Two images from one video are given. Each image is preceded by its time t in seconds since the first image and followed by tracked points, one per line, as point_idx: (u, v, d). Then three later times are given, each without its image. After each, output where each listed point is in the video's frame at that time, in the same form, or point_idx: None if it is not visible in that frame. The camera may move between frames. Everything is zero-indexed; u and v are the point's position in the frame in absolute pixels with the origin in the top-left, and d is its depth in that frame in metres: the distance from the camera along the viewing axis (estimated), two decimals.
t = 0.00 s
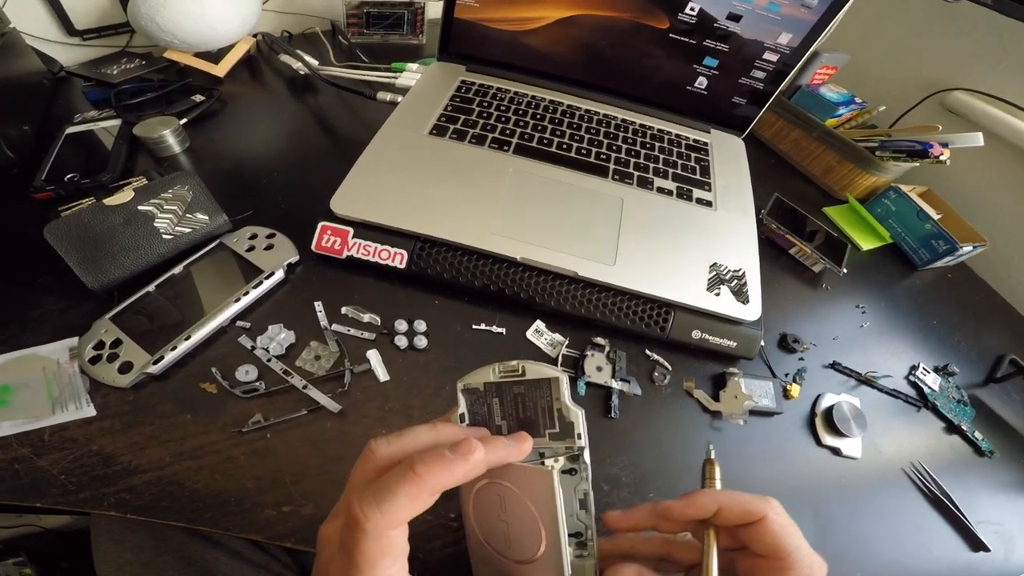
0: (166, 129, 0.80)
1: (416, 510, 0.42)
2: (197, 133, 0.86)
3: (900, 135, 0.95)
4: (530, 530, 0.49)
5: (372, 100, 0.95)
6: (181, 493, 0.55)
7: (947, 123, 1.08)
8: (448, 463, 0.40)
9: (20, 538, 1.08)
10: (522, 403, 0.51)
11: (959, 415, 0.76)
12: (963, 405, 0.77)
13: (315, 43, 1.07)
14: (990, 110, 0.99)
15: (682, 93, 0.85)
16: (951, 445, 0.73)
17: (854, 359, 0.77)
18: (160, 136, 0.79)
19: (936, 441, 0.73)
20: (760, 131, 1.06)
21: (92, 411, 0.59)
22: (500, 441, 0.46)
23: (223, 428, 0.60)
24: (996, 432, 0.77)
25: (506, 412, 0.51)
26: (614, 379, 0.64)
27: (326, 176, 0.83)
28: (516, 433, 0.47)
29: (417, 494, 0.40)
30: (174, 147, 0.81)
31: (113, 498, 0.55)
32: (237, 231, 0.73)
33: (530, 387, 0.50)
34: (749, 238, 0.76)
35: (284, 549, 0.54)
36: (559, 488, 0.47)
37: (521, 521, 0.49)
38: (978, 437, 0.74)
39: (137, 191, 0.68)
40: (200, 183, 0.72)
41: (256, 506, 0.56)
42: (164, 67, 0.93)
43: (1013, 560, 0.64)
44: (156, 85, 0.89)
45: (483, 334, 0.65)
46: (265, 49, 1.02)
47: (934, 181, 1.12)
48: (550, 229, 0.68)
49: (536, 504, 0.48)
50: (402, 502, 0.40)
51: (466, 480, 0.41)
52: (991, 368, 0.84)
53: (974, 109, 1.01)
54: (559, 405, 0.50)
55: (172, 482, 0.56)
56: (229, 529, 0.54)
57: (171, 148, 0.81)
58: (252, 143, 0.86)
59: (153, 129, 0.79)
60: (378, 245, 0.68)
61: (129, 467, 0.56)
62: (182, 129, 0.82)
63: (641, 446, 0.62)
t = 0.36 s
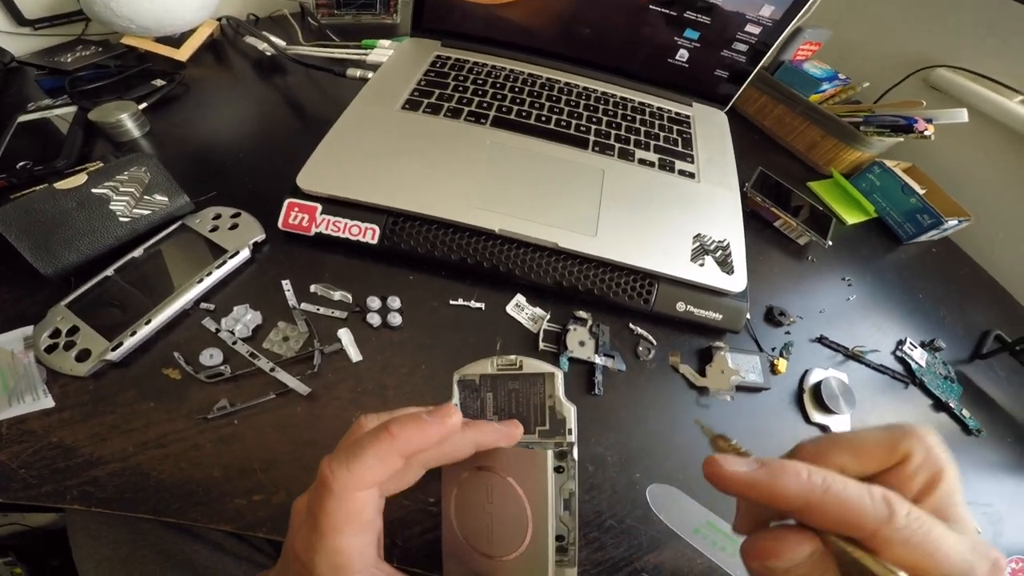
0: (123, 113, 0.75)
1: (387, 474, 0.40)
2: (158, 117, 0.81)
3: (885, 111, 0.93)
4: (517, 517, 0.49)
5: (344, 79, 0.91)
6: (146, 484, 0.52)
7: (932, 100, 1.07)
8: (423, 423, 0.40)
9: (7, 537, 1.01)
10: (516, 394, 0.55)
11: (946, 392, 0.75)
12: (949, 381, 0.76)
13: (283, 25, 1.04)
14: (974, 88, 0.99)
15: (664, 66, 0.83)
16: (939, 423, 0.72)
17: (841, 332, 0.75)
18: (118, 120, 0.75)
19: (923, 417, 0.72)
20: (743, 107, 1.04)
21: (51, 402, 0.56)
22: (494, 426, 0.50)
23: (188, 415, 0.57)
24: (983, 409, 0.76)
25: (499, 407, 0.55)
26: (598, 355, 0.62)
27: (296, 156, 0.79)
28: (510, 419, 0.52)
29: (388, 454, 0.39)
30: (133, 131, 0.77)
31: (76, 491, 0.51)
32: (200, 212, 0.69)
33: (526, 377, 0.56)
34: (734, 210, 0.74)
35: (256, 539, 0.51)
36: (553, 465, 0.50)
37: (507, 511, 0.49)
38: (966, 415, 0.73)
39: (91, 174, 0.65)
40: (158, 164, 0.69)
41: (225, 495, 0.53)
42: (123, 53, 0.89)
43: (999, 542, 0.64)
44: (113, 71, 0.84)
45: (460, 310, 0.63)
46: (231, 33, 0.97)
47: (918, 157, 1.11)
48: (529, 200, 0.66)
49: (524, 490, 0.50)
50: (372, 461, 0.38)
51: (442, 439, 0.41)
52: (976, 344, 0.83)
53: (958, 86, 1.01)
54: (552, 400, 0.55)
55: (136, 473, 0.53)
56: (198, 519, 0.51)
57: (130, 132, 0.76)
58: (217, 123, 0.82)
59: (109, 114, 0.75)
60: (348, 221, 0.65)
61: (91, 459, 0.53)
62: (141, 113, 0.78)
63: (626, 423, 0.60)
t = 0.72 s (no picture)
0: (56, 82, 0.69)
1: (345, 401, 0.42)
2: (97, 86, 0.74)
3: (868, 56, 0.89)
4: (491, 493, 0.48)
5: (297, 35, 0.86)
6: (94, 458, 0.48)
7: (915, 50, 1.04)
8: (384, 342, 0.43)
9: None
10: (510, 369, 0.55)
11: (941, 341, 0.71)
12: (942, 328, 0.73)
13: None
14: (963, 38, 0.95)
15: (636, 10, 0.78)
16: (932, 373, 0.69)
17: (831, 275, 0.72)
18: (49, 89, 0.69)
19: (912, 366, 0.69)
20: (719, 55, 0.98)
21: None
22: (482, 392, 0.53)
23: (134, 382, 0.52)
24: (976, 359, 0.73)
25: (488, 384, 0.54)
26: (574, 299, 0.59)
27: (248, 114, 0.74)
28: (500, 388, 0.54)
29: (343, 372, 0.41)
30: (69, 100, 0.71)
31: (23, 468, 0.47)
32: (142, 172, 0.64)
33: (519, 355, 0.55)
34: (713, 150, 0.71)
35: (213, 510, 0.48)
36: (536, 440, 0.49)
37: (482, 486, 0.48)
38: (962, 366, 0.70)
39: (16, 140, 0.60)
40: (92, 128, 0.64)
41: (177, 467, 0.49)
42: (56, 27, 0.80)
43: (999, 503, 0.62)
44: (45, 43, 0.77)
45: (427, 257, 0.60)
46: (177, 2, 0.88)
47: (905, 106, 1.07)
48: (496, 140, 0.63)
49: (504, 465, 0.49)
50: (325, 376, 0.40)
51: (402, 361, 0.43)
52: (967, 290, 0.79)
53: (946, 36, 0.97)
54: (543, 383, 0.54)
55: (84, 447, 0.49)
56: (151, 494, 0.47)
57: (64, 101, 0.71)
58: (162, 82, 0.76)
59: (41, 84, 0.69)
60: (298, 170, 0.61)
61: (34, 434, 0.49)
62: (77, 81, 0.72)
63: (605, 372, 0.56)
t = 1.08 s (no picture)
0: (8, 65, 0.66)
1: (307, 357, 0.41)
2: (54, 67, 0.71)
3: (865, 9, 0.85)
4: (480, 467, 0.45)
5: (266, 2, 0.82)
6: (73, 441, 0.47)
7: None
8: (351, 289, 0.40)
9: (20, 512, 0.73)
10: (507, 340, 0.54)
11: (955, 292, 0.68)
12: (957, 280, 0.70)
13: None
14: None
15: None
16: (947, 327, 0.67)
17: (837, 225, 0.70)
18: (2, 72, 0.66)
19: (925, 322, 0.66)
20: (713, 8, 0.93)
21: None
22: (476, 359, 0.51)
23: (108, 360, 0.51)
24: (993, 312, 0.69)
25: (484, 353, 0.53)
26: (567, 255, 0.58)
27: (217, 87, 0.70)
28: (497, 357, 0.52)
29: (304, 322, 0.40)
30: (25, 82, 0.68)
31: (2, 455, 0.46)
32: (104, 147, 0.62)
33: (518, 326, 0.54)
34: (707, 100, 0.68)
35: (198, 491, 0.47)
36: (529, 410, 0.45)
37: (469, 460, 0.45)
38: (978, 321, 0.67)
39: None
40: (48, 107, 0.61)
41: (157, 447, 0.48)
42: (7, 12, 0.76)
43: (1020, 471, 0.59)
44: None
45: (408, 216, 0.60)
46: None
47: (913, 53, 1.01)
48: (477, 95, 0.61)
49: (495, 437, 0.45)
50: (285, 328, 0.40)
51: (367, 311, 0.40)
52: (982, 241, 0.75)
53: None
54: (540, 353, 0.53)
55: (61, 429, 0.48)
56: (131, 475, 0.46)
57: (20, 83, 0.68)
58: (128, 58, 0.73)
59: None
60: (269, 135, 0.60)
61: (11, 419, 0.48)
62: (31, 63, 0.69)
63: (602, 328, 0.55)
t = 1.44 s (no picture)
0: (11, 49, 0.68)
1: (307, 333, 0.40)
2: (56, 50, 0.72)
3: None
4: (487, 448, 0.43)
5: None
6: (81, 422, 0.47)
7: None
8: (348, 263, 0.39)
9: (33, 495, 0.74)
10: (515, 317, 0.53)
11: (969, 267, 0.67)
12: (971, 254, 0.69)
13: None
14: None
15: None
16: (961, 302, 0.66)
17: (847, 202, 0.70)
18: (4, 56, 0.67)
19: (938, 297, 0.65)
20: None
21: None
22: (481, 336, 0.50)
23: (113, 339, 0.52)
24: (1008, 286, 0.68)
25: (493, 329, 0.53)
26: (573, 231, 0.60)
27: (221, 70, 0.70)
28: (503, 334, 0.52)
29: (302, 297, 0.39)
30: (27, 66, 0.69)
31: (9, 437, 0.46)
32: (108, 128, 0.63)
33: (528, 304, 0.53)
34: (714, 75, 0.69)
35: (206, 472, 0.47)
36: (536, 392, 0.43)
37: (474, 440, 0.44)
38: (991, 296, 0.66)
39: None
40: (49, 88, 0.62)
41: (163, 428, 0.48)
42: None
43: None
44: None
45: (413, 192, 0.62)
46: None
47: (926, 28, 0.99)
48: (482, 71, 0.63)
49: (502, 415, 0.44)
50: (284, 302, 0.39)
51: (366, 285, 0.39)
52: (996, 217, 0.73)
53: None
54: (548, 330, 0.53)
55: (69, 410, 0.48)
56: (139, 456, 0.47)
57: (22, 67, 0.69)
58: (130, 44, 0.73)
59: None
60: (271, 114, 0.62)
61: (19, 400, 0.48)
62: (33, 47, 0.70)
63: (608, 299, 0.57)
